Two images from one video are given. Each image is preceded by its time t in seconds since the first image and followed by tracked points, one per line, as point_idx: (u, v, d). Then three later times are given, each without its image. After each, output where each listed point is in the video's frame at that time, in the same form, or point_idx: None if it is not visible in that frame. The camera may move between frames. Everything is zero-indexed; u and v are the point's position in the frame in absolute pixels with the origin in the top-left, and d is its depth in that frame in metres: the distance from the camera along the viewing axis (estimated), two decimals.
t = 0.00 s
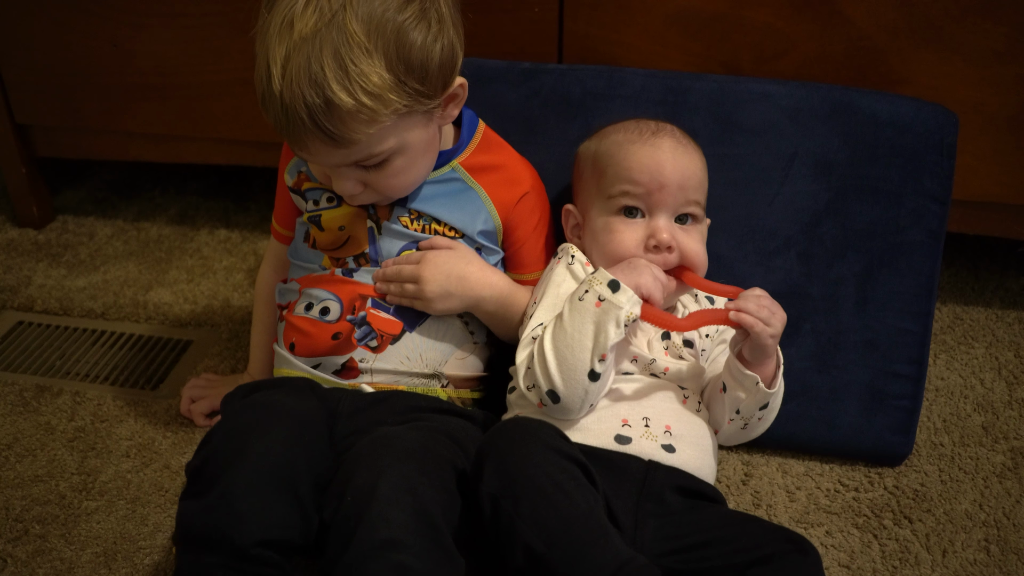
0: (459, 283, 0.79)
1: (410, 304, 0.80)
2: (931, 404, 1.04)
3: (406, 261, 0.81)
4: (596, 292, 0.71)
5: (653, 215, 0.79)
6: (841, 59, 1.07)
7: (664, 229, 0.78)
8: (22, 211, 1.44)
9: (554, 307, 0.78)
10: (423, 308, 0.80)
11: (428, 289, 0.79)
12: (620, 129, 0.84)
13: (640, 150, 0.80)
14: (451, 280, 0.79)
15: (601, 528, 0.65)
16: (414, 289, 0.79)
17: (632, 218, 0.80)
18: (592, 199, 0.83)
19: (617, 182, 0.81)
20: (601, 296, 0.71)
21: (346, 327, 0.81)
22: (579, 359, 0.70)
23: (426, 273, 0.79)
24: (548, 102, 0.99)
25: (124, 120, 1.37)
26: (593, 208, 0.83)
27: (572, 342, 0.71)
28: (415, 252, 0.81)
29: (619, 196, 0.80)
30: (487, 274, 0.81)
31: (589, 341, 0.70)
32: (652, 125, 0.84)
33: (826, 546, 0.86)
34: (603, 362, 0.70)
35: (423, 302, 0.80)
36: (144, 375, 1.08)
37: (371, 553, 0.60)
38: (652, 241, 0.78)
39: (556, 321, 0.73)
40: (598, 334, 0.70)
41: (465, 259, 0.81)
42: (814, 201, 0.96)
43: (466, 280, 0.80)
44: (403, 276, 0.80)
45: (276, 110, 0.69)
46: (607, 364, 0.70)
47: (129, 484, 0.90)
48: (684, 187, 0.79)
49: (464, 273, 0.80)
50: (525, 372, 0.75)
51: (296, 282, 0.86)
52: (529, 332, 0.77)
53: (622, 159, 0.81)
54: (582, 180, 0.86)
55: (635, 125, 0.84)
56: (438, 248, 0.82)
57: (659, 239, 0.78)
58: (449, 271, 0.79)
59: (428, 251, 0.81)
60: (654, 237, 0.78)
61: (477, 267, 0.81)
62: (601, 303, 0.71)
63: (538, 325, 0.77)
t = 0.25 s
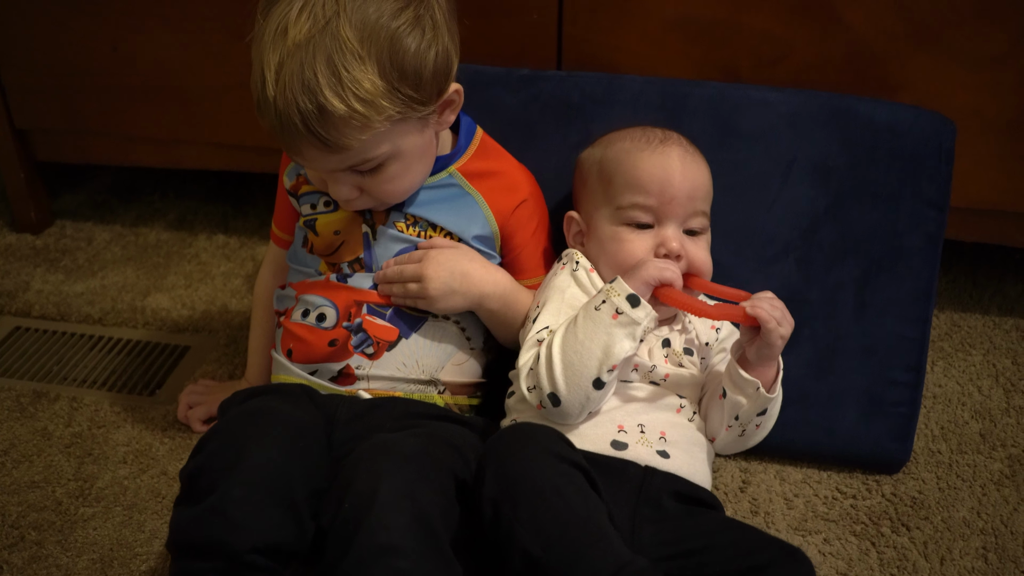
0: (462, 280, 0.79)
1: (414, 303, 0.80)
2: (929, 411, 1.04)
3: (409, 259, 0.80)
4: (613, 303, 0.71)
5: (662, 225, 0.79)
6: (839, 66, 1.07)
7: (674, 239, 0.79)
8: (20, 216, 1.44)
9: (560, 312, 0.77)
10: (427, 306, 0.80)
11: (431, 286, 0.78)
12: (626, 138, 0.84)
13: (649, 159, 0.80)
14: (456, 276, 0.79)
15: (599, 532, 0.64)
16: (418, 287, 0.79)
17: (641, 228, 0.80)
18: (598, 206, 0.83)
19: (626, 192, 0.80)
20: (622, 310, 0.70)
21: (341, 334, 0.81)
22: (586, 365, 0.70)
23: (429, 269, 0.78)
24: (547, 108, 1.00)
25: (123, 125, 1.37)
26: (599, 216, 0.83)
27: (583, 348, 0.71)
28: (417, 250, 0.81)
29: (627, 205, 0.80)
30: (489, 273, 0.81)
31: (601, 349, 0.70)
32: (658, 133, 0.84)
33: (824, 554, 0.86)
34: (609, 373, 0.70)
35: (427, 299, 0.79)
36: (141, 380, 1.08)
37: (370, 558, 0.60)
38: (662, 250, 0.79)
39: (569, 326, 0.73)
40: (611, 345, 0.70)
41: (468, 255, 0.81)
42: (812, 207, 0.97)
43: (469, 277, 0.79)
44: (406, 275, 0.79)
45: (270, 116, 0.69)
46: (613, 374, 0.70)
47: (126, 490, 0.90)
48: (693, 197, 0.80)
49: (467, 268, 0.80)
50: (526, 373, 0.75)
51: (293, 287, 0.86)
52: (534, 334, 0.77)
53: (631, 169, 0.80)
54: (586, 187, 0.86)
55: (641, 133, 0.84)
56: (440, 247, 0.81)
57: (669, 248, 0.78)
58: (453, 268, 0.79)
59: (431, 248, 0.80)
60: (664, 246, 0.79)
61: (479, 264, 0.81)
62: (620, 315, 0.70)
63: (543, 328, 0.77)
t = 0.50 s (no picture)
0: (462, 287, 0.79)
1: (411, 316, 0.79)
2: (928, 426, 1.04)
3: (406, 271, 0.80)
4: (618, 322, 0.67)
5: (668, 234, 0.79)
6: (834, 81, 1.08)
7: (680, 247, 0.78)
8: (8, 225, 1.42)
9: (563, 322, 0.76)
10: (427, 318, 0.79)
11: (430, 296, 0.78)
12: (630, 147, 0.84)
13: (655, 168, 0.80)
14: (455, 286, 0.79)
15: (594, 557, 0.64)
16: (416, 300, 0.78)
17: (647, 236, 0.79)
18: (603, 216, 0.82)
19: (632, 200, 0.80)
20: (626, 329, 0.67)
21: (336, 346, 0.80)
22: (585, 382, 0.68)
23: (427, 281, 0.78)
24: (543, 119, 1.00)
25: (115, 134, 1.35)
26: (604, 226, 0.82)
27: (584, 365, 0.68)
28: (414, 260, 0.80)
29: (634, 214, 0.80)
30: (489, 280, 0.80)
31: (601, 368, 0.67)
32: (662, 143, 0.84)
33: (828, 571, 0.85)
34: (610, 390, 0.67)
35: (427, 311, 0.79)
36: (131, 392, 1.07)
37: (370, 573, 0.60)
38: (670, 259, 0.78)
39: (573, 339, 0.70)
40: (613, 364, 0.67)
41: (467, 264, 0.81)
42: (809, 220, 0.97)
43: (469, 283, 0.79)
44: (404, 289, 0.79)
45: (270, 132, 0.68)
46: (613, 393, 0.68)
47: (115, 504, 0.88)
48: (699, 206, 0.80)
49: (466, 277, 0.79)
50: (527, 383, 0.73)
51: (287, 298, 0.86)
52: (537, 343, 0.75)
53: (637, 178, 0.80)
54: (587, 196, 0.85)
55: (645, 142, 0.84)
56: (438, 257, 0.81)
57: (677, 257, 0.78)
58: (451, 278, 0.79)
59: (428, 259, 0.80)
60: (671, 255, 0.78)
61: (478, 271, 0.81)
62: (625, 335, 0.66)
63: (546, 338, 0.75)
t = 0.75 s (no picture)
0: (526, 282, 0.76)
1: (477, 318, 0.77)
2: (964, 440, 1.02)
3: (463, 273, 0.77)
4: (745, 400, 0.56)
5: (762, 240, 0.72)
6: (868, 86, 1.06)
7: (775, 252, 0.72)
8: (10, 219, 1.38)
9: (652, 331, 0.67)
10: (492, 319, 0.77)
11: (494, 295, 0.76)
12: (713, 144, 0.76)
13: (751, 167, 0.73)
14: (518, 281, 0.76)
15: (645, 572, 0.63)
16: (481, 301, 0.76)
17: (740, 241, 0.72)
18: (687, 214, 0.74)
19: (726, 201, 0.72)
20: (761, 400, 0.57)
21: (360, 349, 0.77)
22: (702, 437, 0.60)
23: (490, 280, 0.76)
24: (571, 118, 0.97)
25: (122, 127, 1.32)
26: (689, 225, 0.73)
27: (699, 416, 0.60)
28: (470, 261, 0.78)
29: (729, 216, 0.72)
30: (547, 275, 0.78)
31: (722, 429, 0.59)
32: (745, 145, 0.77)
33: None
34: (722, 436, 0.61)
35: (492, 311, 0.76)
36: (140, 394, 1.04)
37: None
38: (766, 264, 0.71)
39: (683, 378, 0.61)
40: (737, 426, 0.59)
41: (527, 258, 0.78)
42: (844, 228, 0.95)
43: (532, 278, 0.77)
44: (465, 292, 0.76)
45: (293, 125, 0.66)
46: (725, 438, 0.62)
47: (127, 511, 0.85)
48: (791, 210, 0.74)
49: (529, 271, 0.77)
50: (620, 393, 0.64)
51: (309, 299, 0.83)
52: (632, 351, 0.65)
53: (733, 176, 0.73)
54: (668, 190, 0.76)
55: (725, 142, 0.77)
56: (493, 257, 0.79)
57: (775, 264, 0.71)
58: (514, 275, 0.76)
59: (485, 258, 0.77)
60: (768, 262, 0.71)
61: (538, 265, 0.78)
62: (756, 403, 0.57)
63: (642, 348, 0.65)
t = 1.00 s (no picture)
0: (592, 278, 0.74)
1: (542, 319, 0.74)
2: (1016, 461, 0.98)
3: (523, 272, 0.74)
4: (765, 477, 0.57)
5: (865, 257, 0.73)
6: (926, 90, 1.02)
7: (877, 272, 0.73)
8: (31, 205, 1.35)
9: (729, 346, 0.66)
10: (556, 318, 0.74)
11: (557, 294, 0.73)
12: (822, 156, 0.76)
13: (864, 184, 0.73)
14: (583, 276, 0.74)
15: None
16: (545, 301, 0.73)
17: (846, 257, 0.72)
18: (793, 223, 0.73)
19: (841, 216, 0.72)
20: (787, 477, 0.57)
21: (405, 350, 0.74)
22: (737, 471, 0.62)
23: (552, 277, 0.73)
24: (620, 116, 0.94)
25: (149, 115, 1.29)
26: (793, 235, 0.73)
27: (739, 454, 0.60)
28: (529, 260, 0.75)
29: (841, 232, 0.72)
30: (613, 271, 0.75)
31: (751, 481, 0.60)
32: (854, 159, 0.77)
33: None
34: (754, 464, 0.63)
35: (557, 310, 0.73)
36: (164, 390, 1.00)
37: None
38: (869, 283, 0.72)
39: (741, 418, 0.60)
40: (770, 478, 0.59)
41: (594, 254, 0.75)
42: (902, 237, 0.91)
43: (598, 274, 0.74)
44: (528, 291, 0.73)
45: (363, 103, 0.62)
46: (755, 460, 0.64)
47: (152, 512, 0.82)
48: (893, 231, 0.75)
49: (594, 267, 0.74)
50: (680, 409, 0.64)
51: (350, 295, 0.79)
52: (703, 368, 0.64)
53: (847, 194, 0.72)
54: (774, 195, 0.75)
55: (834, 154, 0.77)
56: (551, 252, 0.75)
57: (878, 283, 0.72)
58: (579, 271, 0.74)
59: (546, 256, 0.74)
60: (871, 281, 0.72)
61: (603, 261, 0.75)
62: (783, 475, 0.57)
63: (713, 365, 0.65)
